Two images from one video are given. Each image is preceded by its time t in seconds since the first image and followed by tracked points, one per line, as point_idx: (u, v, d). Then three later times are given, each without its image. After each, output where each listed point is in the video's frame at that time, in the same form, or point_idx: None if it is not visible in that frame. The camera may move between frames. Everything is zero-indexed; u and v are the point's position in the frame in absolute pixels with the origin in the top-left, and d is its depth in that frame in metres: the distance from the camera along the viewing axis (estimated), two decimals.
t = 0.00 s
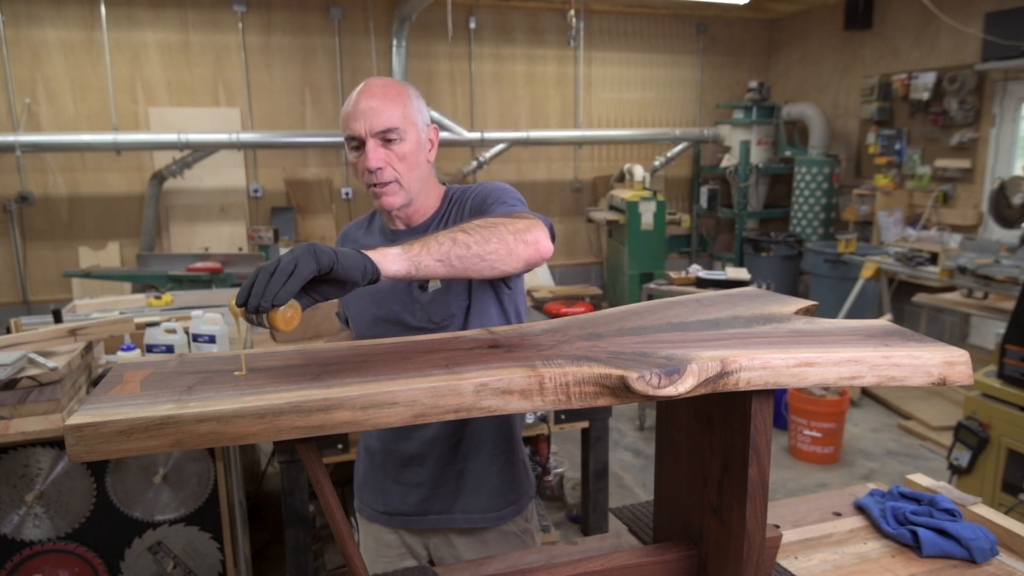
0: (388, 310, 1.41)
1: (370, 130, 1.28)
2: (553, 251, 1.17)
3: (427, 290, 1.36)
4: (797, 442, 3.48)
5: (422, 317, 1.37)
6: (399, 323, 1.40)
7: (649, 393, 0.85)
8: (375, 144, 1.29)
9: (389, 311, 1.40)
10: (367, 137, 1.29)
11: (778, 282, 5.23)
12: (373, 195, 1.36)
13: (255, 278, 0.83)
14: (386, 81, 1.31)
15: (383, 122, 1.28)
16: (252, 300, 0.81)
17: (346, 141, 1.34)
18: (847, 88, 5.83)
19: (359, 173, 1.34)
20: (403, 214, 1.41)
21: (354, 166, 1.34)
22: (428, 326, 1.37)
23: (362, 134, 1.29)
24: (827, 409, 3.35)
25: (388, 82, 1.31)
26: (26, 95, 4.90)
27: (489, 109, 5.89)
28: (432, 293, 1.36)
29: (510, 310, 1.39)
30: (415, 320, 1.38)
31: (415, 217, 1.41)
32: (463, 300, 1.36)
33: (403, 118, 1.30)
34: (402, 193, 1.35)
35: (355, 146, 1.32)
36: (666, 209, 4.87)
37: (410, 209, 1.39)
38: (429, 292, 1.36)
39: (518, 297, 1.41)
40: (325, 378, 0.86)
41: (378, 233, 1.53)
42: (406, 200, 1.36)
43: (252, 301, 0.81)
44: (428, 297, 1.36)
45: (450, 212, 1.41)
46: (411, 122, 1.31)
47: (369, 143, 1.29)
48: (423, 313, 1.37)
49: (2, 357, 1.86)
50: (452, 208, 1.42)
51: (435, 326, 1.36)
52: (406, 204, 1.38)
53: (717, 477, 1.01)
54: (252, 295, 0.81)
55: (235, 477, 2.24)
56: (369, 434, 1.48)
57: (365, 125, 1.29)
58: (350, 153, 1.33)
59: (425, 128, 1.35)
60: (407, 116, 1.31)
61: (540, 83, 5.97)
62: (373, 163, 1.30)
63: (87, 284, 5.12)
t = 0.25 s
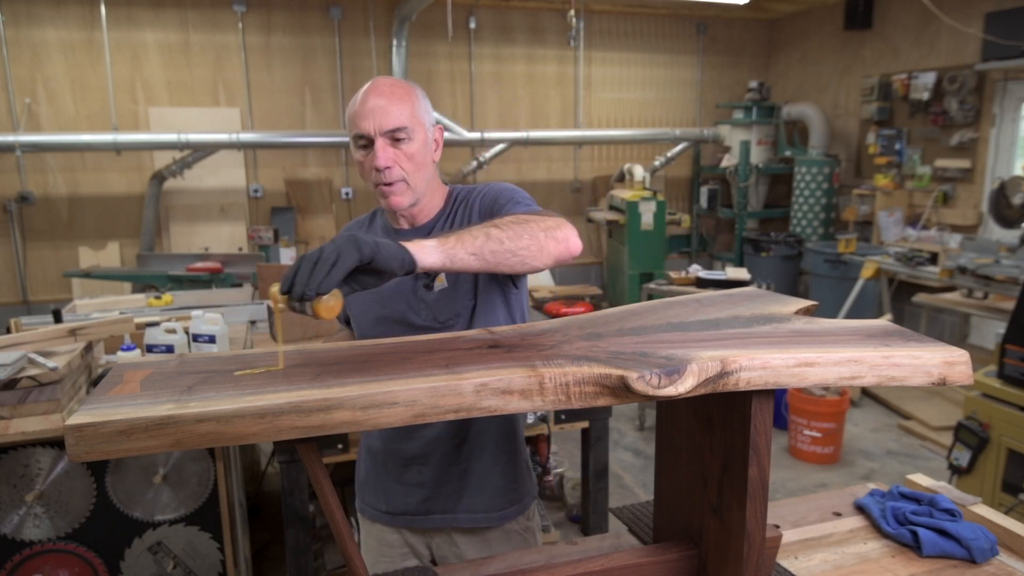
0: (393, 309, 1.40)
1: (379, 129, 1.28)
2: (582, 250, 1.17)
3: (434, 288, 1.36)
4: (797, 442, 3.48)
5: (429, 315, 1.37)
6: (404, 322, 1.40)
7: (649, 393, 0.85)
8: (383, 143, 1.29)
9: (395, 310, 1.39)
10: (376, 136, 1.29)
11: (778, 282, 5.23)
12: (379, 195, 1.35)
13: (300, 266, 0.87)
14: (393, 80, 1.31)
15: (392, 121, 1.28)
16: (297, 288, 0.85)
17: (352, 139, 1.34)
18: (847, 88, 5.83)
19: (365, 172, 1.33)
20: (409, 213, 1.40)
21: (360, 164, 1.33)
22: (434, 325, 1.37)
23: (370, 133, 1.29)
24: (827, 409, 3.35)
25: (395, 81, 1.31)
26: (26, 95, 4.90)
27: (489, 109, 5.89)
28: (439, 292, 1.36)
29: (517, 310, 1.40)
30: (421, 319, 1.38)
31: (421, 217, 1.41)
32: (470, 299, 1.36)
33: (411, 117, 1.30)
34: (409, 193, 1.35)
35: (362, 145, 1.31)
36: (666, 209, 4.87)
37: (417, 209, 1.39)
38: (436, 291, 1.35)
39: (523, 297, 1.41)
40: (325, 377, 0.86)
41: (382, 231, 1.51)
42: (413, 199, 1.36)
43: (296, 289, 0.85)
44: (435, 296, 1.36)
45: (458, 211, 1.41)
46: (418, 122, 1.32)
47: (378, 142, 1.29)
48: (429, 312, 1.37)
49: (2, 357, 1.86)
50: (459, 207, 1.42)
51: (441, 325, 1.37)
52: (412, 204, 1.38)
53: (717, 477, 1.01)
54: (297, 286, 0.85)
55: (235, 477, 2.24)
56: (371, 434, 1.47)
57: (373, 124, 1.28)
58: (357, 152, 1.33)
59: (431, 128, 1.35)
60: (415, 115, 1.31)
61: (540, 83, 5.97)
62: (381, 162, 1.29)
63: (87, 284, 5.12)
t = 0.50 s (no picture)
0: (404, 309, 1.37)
1: (399, 129, 1.29)
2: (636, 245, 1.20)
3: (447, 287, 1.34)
4: (797, 442, 3.48)
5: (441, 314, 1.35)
6: (414, 321, 1.37)
7: (649, 393, 0.85)
8: (403, 143, 1.29)
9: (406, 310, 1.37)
10: (395, 136, 1.29)
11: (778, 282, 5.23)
12: (395, 195, 1.35)
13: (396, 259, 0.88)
14: (408, 81, 1.32)
15: (411, 121, 1.29)
16: (399, 279, 0.86)
17: (366, 139, 1.33)
18: (847, 88, 5.83)
19: (382, 173, 1.33)
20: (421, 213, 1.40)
21: (376, 165, 1.33)
22: (446, 323, 1.35)
23: (390, 133, 1.29)
24: (827, 409, 3.35)
25: (410, 82, 1.32)
26: (26, 95, 4.90)
27: (489, 109, 5.88)
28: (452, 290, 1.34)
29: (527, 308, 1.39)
30: (432, 318, 1.36)
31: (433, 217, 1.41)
32: (483, 297, 1.35)
33: (428, 117, 1.32)
34: (425, 193, 1.35)
35: (379, 144, 1.31)
36: (666, 210, 4.87)
37: (431, 209, 1.39)
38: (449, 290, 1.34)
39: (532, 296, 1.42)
40: (325, 378, 0.86)
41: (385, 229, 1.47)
42: (428, 199, 1.37)
43: (398, 280, 0.86)
44: (449, 294, 1.34)
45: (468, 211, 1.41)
46: (435, 122, 1.33)
47: (397, 142, 1.29)
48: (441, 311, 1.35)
49: (2, 357, 1.86)
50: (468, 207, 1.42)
51: (453, 324, 1.35)
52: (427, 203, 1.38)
53: (717, 477, 1.01)
54: (398, 275, 0.86)
55: (235, 477, 2.24)
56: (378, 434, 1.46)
57: (393, 124, 1.29)
58: (373, 152, 1.32)
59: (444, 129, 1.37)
60: (431, 116, 1.32)
61: (540, 83, 5.97)
62: (401, 162, 1.30)
63: (87, 284, 5.12)
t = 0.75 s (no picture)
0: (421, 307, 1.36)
1: (426, 130, 1.30)
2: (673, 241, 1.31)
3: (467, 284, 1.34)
4: (797, 442, 3.48)
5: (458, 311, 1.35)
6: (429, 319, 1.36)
7: (649, 393, 0.85)
8: (430, 143, 1.30)
9: (423, 308, 1.35)
10: (423, 136, 1.30)
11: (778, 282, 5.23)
12: (416, 196, 1.34)
13: (504, 253, 0.94)
14: (428, 82, 1.33)
15: (438, 122, 1.31)
16: (513, 274, 0.93)
17: (388, 138, 1.32)
18: (847, 88, 5.83)
19: (405, 173, 1.32)
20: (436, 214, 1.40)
21: (399, 164, 1.32)
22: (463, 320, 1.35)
23: (416, 133, 1.30)
24: (827, 409, 3.35)
25: (429, 83, 1.34)
26: (26, 95, 4.90)
27: (488, 108, 5.88)
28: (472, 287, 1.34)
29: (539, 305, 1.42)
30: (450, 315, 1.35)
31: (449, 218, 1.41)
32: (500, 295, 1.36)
33: (451, 118, 1.33)
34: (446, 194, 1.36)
35: (404, 144, 1.31)
36: (666, 210, 4.87)
37: (447, 210, 1.40)
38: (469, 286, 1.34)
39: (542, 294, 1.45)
40: (326, 378, 0.86)
41: (392, 227, 1.43)
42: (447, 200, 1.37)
43: (511, 274, 0.93)
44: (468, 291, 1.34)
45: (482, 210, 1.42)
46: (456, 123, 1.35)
47: (425, 142, 1.30)
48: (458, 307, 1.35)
49: (2, 357, 1.86)
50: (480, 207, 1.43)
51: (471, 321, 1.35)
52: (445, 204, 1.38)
53: (718, 477, 1.01)
54: (512, 272, 0.93)
55: (235, 476, 2.24)
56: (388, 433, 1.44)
57: (420, 124, 1.29)
58: (396, 152, 1.32)
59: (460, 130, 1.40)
60: (453, 117, 1.34)
61: (540, 83, 5.97)
62: (429, 162, 1.31)
63: (87, 284, 5.12)
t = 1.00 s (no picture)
0: (437, 305, 1.36)
1: (453, 131, 1.31)
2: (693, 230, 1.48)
3: (486, 282, 1.36)
4: (797, 442, 3.48)
5: (475, 309, 1.36)
6: (445, 316, 1.36)
7: (649, 393, 0.85)
8: (457, 144, 1.31)
9: (439, 306, 1.36)
10: (450, 138, 1.31)
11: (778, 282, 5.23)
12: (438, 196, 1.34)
13: (628, 249, 1.07)
14: (448, 83, 1.34)
15: (464, 123, 1.32)
16: (640, 267, 1.07)
17: (412, 139, 1.32)
18: (847, 88, 5.83)
19: (430, 174, 1.32)
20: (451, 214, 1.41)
21: (423, 165, 1.32)
22: (479, 317, 1.36)
23: (444, 134, 1.30)
24: (827, 409, 3.35)
25: (450, 83, 1.34)
26: (26, 95, 4.90)
27: (488, 108, 5.88)
28: (490, 284, 1.36)
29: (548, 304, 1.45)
30: (467, 313, 1.36)
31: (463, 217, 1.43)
32: (515, 293, 1.38)
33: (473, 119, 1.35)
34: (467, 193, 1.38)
35: (430, 145, 1.31)
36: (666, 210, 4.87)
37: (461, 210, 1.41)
38: (487, 285, 1.36)
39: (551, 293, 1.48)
40: (326, 378, 0.86)
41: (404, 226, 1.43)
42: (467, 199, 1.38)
43: (638, 267, 1.07)
44: (486, 289, 1.35)
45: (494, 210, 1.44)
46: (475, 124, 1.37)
47: (452, 143, 1.31)
48: (475, 305, 1.36)
49: (2, 357, 1.86)
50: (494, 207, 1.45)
51: (488, 318, 1.36)
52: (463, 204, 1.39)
53: (718, 477, 1.01)
54: (638, 264, 1.06)
55: (235, 476, 2.24)
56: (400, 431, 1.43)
57: (447, 126, 1.30)
58: (422, 152, 1.31)
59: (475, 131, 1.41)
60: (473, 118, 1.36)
61: (540, 83, 5.97)
62: (457, 163, 1.32)
63: (87, 284, 5.12)
